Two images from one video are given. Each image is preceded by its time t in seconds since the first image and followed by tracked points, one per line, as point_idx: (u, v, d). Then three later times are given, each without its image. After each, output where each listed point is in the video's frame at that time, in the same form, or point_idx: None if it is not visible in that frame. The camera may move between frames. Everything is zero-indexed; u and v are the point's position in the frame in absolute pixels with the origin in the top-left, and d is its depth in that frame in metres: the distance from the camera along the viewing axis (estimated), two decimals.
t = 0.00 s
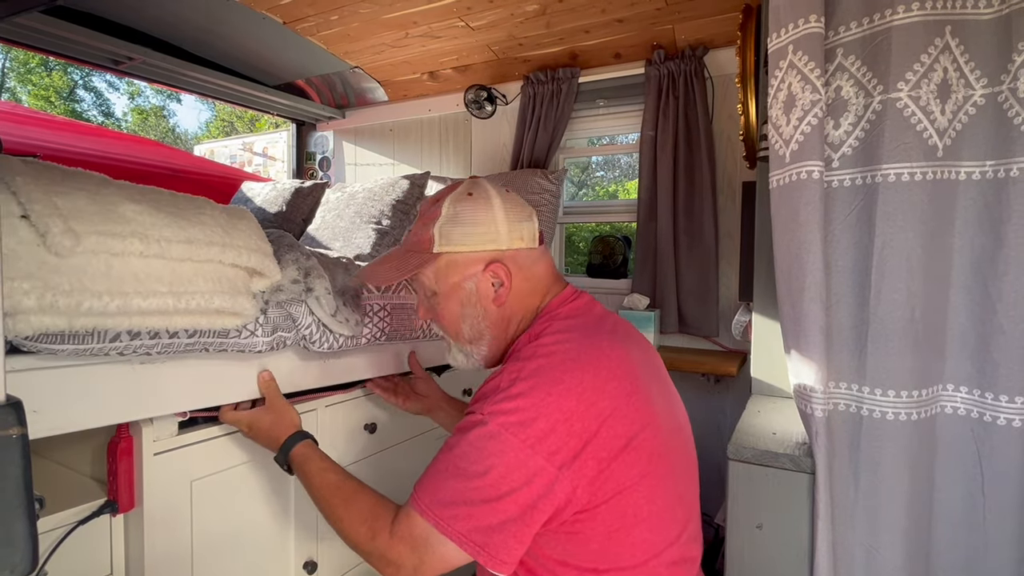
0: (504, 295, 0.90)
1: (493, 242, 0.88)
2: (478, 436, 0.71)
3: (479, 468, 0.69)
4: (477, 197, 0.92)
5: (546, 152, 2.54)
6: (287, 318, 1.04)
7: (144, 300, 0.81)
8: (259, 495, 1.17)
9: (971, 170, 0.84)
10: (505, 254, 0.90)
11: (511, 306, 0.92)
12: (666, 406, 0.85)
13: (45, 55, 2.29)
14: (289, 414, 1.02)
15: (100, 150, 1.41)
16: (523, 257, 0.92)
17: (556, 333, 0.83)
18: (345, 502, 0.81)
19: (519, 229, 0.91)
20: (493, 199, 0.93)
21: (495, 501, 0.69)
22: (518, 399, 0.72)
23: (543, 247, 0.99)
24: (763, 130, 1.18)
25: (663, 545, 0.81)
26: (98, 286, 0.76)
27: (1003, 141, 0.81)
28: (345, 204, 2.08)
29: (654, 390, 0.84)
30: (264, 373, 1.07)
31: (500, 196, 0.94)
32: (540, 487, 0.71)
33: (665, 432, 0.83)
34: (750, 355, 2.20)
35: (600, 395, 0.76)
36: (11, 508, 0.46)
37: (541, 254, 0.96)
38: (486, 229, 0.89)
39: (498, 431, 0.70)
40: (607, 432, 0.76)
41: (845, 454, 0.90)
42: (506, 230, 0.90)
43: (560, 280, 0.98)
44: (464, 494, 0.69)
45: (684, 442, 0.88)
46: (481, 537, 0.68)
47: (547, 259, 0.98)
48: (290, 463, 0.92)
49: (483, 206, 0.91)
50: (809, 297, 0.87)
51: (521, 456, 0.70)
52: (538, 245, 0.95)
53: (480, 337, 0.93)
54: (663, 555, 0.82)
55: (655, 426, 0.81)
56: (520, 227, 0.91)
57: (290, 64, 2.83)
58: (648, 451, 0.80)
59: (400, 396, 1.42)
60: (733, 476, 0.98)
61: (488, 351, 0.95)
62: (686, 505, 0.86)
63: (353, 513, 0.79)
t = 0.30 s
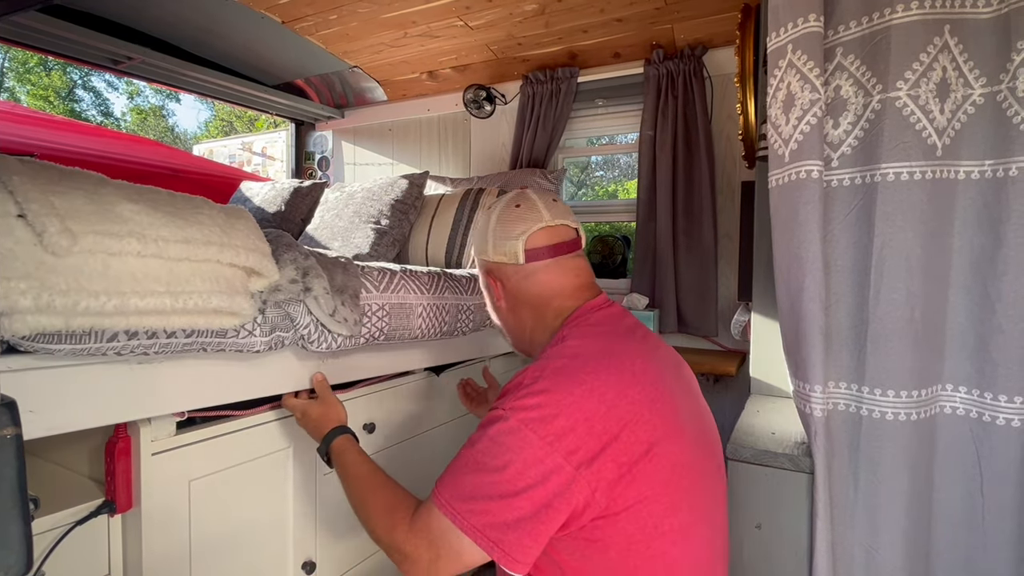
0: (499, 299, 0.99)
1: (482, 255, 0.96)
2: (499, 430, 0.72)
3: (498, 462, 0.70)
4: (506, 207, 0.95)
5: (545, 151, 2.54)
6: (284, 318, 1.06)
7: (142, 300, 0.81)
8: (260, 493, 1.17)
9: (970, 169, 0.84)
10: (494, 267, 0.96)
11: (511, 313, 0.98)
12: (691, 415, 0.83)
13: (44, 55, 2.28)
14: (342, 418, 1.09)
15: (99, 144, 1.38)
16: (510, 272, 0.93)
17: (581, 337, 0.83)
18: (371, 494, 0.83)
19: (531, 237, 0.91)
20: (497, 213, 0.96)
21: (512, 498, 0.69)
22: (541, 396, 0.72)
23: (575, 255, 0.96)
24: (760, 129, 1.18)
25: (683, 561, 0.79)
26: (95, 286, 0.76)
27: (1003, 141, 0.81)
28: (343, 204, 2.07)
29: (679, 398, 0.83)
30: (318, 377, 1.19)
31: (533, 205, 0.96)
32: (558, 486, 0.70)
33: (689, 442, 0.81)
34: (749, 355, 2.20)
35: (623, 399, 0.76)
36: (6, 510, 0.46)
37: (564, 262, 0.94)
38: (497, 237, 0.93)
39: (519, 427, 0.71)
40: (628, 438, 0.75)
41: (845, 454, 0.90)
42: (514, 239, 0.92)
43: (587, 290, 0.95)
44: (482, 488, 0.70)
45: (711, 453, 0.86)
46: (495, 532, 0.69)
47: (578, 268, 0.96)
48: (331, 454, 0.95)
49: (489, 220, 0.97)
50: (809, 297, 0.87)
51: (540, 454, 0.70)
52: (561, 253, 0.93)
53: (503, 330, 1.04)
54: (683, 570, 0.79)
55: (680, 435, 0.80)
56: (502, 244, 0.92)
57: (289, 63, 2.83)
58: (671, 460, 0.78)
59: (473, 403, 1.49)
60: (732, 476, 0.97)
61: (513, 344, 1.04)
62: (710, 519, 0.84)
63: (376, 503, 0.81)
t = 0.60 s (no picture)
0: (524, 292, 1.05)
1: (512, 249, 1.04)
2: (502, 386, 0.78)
3: (497, 417, 0.76)
4: (538, 207, 1.02)
5: (544, 151, 2.53)
6: (283, 317, 1.06)
7: (139, 300, 0.81)
8: (259, 493, 1.16)
9: (970, 169, 0.83)
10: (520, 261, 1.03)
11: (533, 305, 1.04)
12: (689, 393, 0.84)
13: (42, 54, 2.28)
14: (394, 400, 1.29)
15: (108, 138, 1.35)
16: (532, 265, 1.00)
17: (584, 313, 0.87)
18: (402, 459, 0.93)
19: (550, 233, 0.97)
20: (530, 212, 1.03)
21: (507, 449, 0.74)
22: (538, 356, 0.77)
23: (597, 256, 0.99)
24: (760, 129, 1.18)
25: (675, 536, 0.80)
26: (92, 285, 0.76)
27: (1002, 140, 0.81)
28: (342, 204, 2.07)
29: (677, 374, 0.83)
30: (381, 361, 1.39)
31: (564, 207, 1.01)
32: (550, 444, 0.74)
33: (686, 418, 0.81)
34: (748, 354, 2.19)
35: (618, 367, 0.78)
36: None
37: (583, 260, 0.98)
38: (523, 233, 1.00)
39: (517, 384, 0.76)
40: (619, 403, 0.76)
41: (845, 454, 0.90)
42: (536, 234, 0.98)
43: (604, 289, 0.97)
44: (481, 438, 0.76)
45: (715, 432, 0.87)
46: (488, 478, 0.74)
47: (598, 268, 0.99)
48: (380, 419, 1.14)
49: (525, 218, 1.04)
50: (809, 297, 0.87)
51: (533, 411, 0.74)
52: (582, 251, 0.98)
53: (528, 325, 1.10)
54: (675, 544, 0.80)
55: (677, 411, 0.80)
56: (527, 238, 0.99)
57: (288, 63, 2.83)
58: (663, 431, 0.78)
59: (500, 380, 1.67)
60: (732, 476, 0.97)
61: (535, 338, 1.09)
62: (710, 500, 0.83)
63: (405, 466, 0.91)
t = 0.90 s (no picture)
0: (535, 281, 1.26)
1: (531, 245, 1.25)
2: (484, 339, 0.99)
3: (476, 364, 0.96)
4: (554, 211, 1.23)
5: (543, 150, 2.53)
6: (282, 317, 1.05)
7: (137, 300, 0.81)
8: (258, 492, 1.16)
9: (970, 168, 0.83)
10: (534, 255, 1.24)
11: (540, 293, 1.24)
12: (643, 357, 0.97)
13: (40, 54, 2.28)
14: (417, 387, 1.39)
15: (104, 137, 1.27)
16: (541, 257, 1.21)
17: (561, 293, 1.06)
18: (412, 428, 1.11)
19: (555, 231, 1.17)
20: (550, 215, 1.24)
21: (479, 383, 0.93)
22: (512, 319, 0.97)
23: (596, 255, 1.18)
24: (760, 128, 1.18)
25: (621, 476, 0.91)
26: (89, 285, 0.76)
27: (1002, 139, 0.81)
28: (341, 204, 2.07)
29: (632, 340, 0.98)
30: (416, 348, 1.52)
31: (577, 209, 1.20)
32: (512, 384, 0.92)
33: (635, 375, 0.94)
34: (747, 354, 2.19)
35: (574, 327, 0.95)
36: None
37: (582, 255, 1.17)
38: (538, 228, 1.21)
39: (492, 339, 0.96)
40: (572, 354, 0.92)
41: (846, 454, 0.89)
42: (546, 230, 1.19)
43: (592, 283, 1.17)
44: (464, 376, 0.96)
45: (672, 396, 1.00)
46: (463, 406, 0.93)
47: (593, 265, 1.18)
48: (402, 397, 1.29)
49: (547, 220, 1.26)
50: (809, 296, 0.87)
51: (501, 357, 0.93)
52: (582, 249, 1.17)
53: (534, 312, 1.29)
54: (621, 484, 0.91)
55: (627, 367, 0.94)
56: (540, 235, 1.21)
57: (287, 62, 2.82)
58: (611, 381, 0.92)
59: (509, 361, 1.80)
60: (732, 476, 0.96)
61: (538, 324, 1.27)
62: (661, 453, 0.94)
63: (412, 435, 1.09)
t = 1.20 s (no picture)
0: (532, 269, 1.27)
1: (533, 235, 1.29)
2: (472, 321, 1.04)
3: (465, 345, 1.00)
4: (558, 204, 1.28)
5: (543, 150, 2.53)
6: (281, 317, 1.05)
7: (135, 300, 0.80)
8: (257, 493, 1.16)
9: (970, 167, 0.83)
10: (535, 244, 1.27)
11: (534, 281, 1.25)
12: (621, 341, 1.03)
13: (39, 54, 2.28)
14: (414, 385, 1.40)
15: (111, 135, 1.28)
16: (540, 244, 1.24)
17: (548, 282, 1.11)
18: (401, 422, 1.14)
19: (555, 220, 1.22)
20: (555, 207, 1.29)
21: (466, 360, 0.97)
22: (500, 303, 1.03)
23: (592, 249, 1.21)
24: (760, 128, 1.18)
25: (596, 451, 0.97)
26: (87, 284, 0.75)
27: (1002, 139, 0.81)
28: (339, 204, 2.07)
29: (611, 324, 1.03)
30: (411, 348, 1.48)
31: (580, 205, 1.26)
32: (498, 363, 0.96)
33: (613, 357, 1.00)
34: (747, 354, 2.19)
35: (557, 310, 1.00)
36: None
37: (578, 246, 1.20)
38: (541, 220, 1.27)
39: (480, 322, 1.01)
40: (554, 336, 0.98)
41: (846, 454, 0.89)
42: (548, 220, 1.24)
43: (583, 273, 1.19)
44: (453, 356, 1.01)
45: (650, 379, 1.05)
46: (449, 382, 0.97)
47: (588, 257, 1.21)
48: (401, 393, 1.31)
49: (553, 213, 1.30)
50: (808, 296, 0.87)
51: (488, 338, 0.98)
52: (580, 240, 1.21)
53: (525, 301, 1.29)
54: (598, 458, 0.97)
55: (605, 349, 0.99)
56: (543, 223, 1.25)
57: (286, 62, 2.82)
58: (590, 361, 0.98)
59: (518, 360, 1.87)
60: (732, 476, 0.96)
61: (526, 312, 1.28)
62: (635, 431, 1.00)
63: (405, 426, 1.13)
